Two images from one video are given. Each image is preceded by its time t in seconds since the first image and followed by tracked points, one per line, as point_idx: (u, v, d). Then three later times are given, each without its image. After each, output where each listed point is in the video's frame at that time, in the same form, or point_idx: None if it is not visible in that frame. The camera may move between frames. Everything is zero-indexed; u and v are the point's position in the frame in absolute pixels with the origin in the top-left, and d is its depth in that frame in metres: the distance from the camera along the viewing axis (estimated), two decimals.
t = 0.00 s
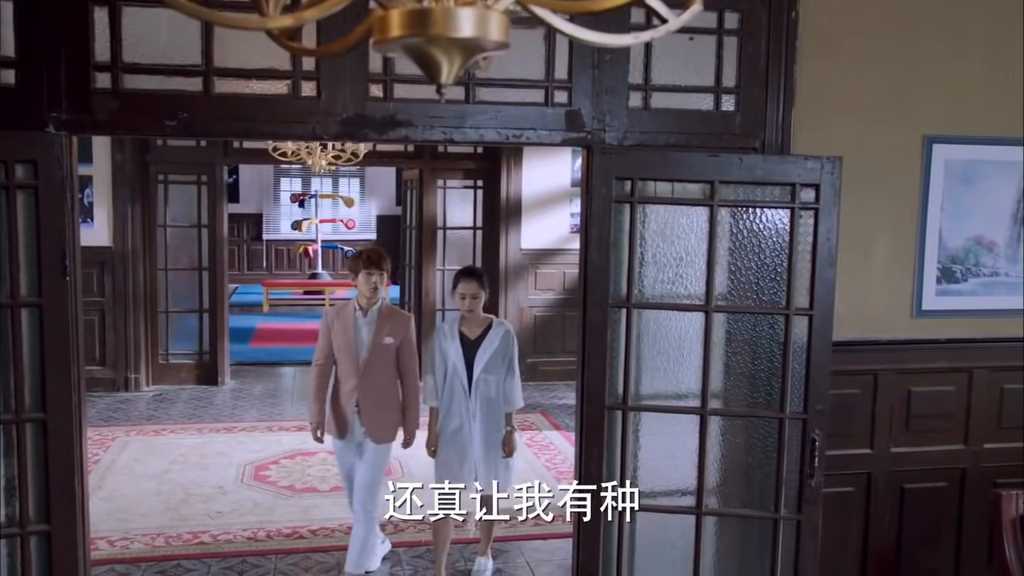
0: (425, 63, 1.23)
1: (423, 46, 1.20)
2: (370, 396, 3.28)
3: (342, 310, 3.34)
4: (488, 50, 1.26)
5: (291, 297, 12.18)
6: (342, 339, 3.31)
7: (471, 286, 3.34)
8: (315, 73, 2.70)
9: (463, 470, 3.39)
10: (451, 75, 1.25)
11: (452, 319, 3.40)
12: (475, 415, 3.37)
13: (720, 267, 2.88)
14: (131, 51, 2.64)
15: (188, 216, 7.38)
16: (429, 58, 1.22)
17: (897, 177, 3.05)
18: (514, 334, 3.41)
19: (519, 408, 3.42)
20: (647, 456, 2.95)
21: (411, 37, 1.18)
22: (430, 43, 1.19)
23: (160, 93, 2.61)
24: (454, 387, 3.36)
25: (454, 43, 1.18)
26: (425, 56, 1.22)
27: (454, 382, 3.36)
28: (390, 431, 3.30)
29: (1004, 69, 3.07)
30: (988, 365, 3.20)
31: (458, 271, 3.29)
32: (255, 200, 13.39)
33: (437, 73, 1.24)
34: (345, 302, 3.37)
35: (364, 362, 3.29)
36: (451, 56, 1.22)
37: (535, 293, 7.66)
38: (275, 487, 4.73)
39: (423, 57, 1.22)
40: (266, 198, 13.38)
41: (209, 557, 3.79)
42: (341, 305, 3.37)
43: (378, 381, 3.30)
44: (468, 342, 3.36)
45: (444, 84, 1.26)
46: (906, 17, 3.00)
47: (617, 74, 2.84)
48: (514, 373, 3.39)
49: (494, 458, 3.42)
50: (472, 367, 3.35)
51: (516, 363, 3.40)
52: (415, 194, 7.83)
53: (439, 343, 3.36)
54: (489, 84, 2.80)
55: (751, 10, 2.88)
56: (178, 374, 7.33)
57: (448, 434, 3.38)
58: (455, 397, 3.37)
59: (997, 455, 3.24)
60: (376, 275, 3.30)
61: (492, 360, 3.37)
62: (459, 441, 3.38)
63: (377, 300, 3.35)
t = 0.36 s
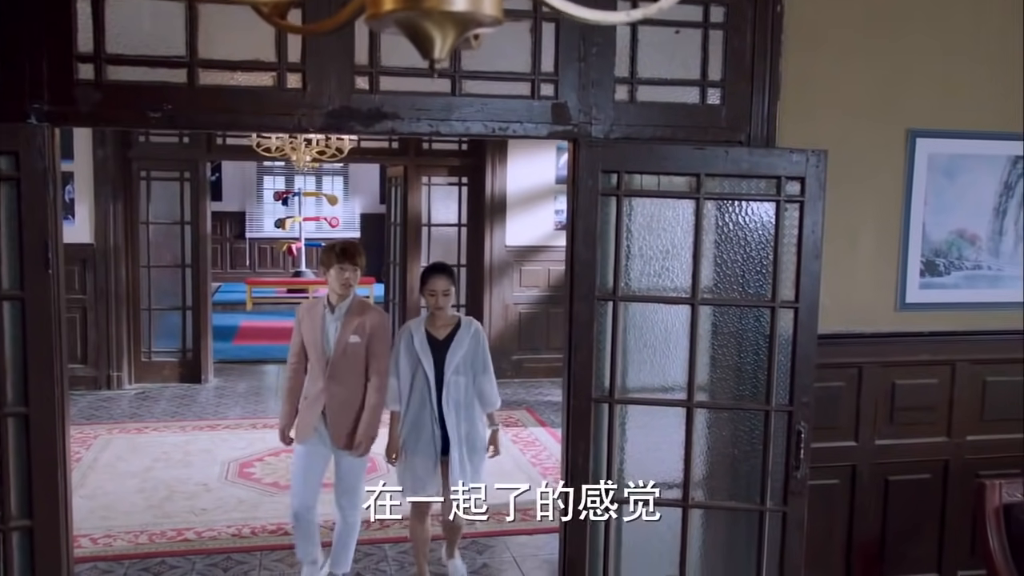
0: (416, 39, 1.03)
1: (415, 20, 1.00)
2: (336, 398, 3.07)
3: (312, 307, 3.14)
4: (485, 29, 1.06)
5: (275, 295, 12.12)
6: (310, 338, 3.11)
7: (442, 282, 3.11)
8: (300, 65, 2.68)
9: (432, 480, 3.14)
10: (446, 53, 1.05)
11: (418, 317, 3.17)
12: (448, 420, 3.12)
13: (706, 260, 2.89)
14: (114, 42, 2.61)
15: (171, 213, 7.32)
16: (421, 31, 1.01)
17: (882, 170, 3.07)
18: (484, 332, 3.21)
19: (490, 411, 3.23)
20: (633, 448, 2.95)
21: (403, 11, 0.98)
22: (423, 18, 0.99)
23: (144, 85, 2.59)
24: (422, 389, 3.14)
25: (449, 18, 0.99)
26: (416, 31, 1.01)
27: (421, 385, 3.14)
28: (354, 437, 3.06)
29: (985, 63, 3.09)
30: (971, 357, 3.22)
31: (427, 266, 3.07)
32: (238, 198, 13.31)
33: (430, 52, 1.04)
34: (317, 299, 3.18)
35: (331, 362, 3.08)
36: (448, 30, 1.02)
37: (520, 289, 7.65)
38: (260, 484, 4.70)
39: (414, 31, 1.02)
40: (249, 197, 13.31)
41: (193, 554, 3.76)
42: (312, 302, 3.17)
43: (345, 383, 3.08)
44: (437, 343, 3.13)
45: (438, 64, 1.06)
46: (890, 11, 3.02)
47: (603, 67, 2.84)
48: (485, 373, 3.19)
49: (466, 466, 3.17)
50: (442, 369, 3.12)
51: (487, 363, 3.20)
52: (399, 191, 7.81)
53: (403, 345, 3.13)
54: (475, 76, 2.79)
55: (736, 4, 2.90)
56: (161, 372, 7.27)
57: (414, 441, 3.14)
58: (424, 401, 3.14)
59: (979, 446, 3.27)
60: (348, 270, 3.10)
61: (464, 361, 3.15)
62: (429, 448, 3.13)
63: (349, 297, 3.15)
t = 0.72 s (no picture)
0: (415, 14, 1.10)
1: None
2: (320, 416, 2.80)
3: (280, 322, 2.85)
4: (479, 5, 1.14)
5: (261, 293, 12.06)
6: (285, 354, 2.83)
7: (432, 285, 2.89)
8: (289, 57, 2.66)
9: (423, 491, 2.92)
10: (444, 28, 1.12)
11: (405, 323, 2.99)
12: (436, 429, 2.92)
13: (694, 254, 2.89)
14: (100, 33, 2.59)
15: (156, 210, 7.27)
16: (418, 10, 1.10)
17: (869, 165, 3.09)
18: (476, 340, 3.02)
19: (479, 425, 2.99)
20: (622, 442, 2.95)
21: None
22: None
23: (131, 77, 2.57)
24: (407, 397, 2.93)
25: None
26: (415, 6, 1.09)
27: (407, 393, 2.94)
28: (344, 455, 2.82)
29: (969, 58, 3.12)
30: (957, 350, 3.24)
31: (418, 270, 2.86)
32: (223, 196, 13.24)
33: (427, 27, 1.12)
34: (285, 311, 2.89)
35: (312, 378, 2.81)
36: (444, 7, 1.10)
37: (507, 287, 7.64)
38: (246, 481, 4.68)
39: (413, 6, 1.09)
40: (234, 195, 13.25)
41: (180, 551, 3.73)
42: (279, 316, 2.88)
43: (327, 399, 2.81)
44: (425, 349, 2.93)
45: (435, 39, 1.13)
46: (876, 6, 3.04)
47: (592, 61, 2.84)
48: (476, 384, 2.98)
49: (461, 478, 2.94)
50: (430, 376, 2.93)
51: (477, 373, 2.98)
52: (386, 188, 7.78)
53: (387, 351, 2.95)
54: (464, 69, 2.78)
55: None
56: (146, 370, 7.22)
57: (402, 451, 2.94)
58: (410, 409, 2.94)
59: (965, 439, 3.29)
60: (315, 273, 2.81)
61: (453, 369, 2.94)
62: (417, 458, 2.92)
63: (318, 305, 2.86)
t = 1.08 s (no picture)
0: None
1: None
2: (312, 414, 2.65)
3: (257, 315, 2.63)
4: None
5: (246, 291, 12.00)
6: (269, 350, 2.62)
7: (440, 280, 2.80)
8: (277, 48, 2.65)
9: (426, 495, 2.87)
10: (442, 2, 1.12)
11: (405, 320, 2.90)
12: (439, 432, 2.86)
13: (684, 247, 2.90)
14: (85, 23, 2.56)
15: (141, 206, 7.21)
16: None
17: (856, 158, 3.10)
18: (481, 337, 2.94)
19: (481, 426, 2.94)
20: (612, 434, 2.95)
21: None
22: None
23: (117, 67, 2.55)
24: (410, 399, 2.86)
25: None
26: None
27: (410, 394, 2.86)
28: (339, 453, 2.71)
29: (955, 51, 3.14)
30: (943, 343, 3.26)
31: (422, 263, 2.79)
32: (208, 194, 13.17)
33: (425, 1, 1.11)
34: (260, 304, 2.67)
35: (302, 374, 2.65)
36: None
37: (494, 283, 7.65)
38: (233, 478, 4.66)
39: None
40: (219, 192, 13.17)
41: (167, 547, 3.71)
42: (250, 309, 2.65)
43: (318, 395, 2.67)
44: (428, 349, 2.86)
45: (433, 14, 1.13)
46: None
47: (581, 53, 2.84)
48: (480, 385, 2.92)
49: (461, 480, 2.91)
50: (433, 378, 2.85)
51: (481, 374, 2.92)
52: (372, 184, 7.76)
53: (388, 350, 2.86)
54: (453, 61, 2.77)
55: None
56: (132, 367, 7.17)
57: (403, 454, 2.88)
58: (413, 412, 2.86)
59: (950, 431, 3.32)
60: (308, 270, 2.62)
61: (456, 369, 2.88)
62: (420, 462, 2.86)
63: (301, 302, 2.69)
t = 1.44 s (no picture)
0: None
1: None
2: (316, 431, 2.47)
3: (260, 322, 2.44)
4: None
5: (232, 287, 11.94)
6: (273, 360, 2.43)
7: (449, 279, 2.68)
8: (264, 38, 2.63)
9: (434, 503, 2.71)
10: None
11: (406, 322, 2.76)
12: (451, 438, 2.72)
13: (673, 238, 2.90)
14: (70, 12, 2.54)
15: (125, 201, 7.14)
16: None
17: (843, 150, 3.11)
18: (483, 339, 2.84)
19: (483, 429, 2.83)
20: (601, 425, 2.95)
21: None
22: None
23: (103, 56, 2.52)
24: (419, 404, 2.70)
25: None
26: None
27: (420, 399, 2.71)
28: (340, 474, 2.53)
29: (941, 44, 3.15)
30: (929, 333, 3.28)
31: (421, 261, 2.69)
32: (192, 190, 13.09)
33: None
34: (266, 311, 2.48)
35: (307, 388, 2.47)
36: None
37: (481, 278, 7.65)
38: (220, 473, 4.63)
39: None
40: (203, 188, 13.09)
41: (153, 542, 3.68)
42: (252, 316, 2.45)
43: (322, 411, 2.49)
44: (437, 352, 2.72)
45: None
46: None
47: (569, 44, 2.83)
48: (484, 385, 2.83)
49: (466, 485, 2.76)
50: (445, 380, 2.71)
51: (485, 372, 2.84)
52: (358, 179, 7.73)
53: (395, 354, 2.71)
54: (442, 51, 2.76)
55: None
56: (116, 362, 7.12)
57: (415, 467, 2.71)
58: (424, 417, 2.70)
59: (937, 421, 3.34)
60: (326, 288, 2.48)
61: (467, 371, 2.75)
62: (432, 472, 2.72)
63: (311, 311, 2.51)
